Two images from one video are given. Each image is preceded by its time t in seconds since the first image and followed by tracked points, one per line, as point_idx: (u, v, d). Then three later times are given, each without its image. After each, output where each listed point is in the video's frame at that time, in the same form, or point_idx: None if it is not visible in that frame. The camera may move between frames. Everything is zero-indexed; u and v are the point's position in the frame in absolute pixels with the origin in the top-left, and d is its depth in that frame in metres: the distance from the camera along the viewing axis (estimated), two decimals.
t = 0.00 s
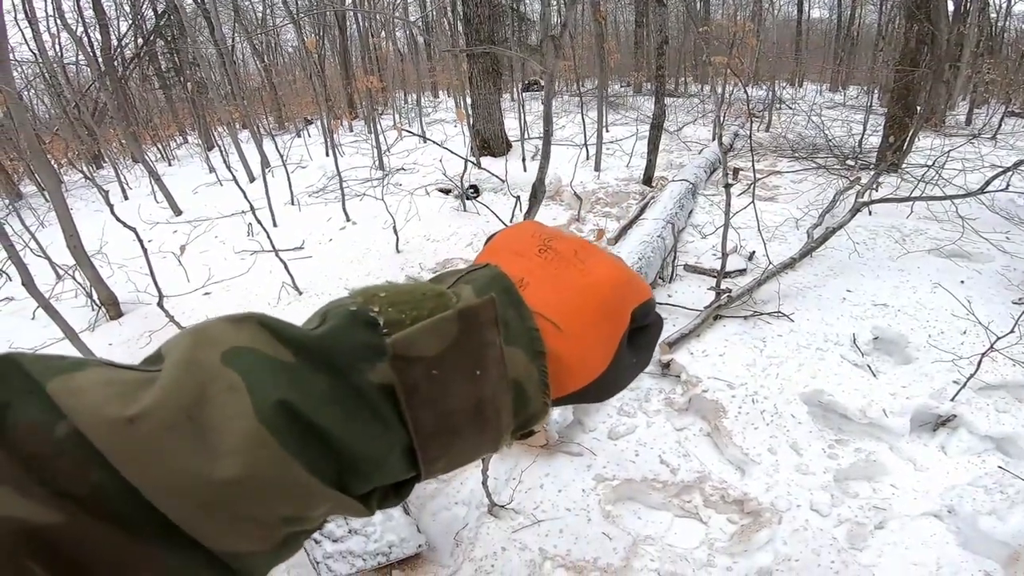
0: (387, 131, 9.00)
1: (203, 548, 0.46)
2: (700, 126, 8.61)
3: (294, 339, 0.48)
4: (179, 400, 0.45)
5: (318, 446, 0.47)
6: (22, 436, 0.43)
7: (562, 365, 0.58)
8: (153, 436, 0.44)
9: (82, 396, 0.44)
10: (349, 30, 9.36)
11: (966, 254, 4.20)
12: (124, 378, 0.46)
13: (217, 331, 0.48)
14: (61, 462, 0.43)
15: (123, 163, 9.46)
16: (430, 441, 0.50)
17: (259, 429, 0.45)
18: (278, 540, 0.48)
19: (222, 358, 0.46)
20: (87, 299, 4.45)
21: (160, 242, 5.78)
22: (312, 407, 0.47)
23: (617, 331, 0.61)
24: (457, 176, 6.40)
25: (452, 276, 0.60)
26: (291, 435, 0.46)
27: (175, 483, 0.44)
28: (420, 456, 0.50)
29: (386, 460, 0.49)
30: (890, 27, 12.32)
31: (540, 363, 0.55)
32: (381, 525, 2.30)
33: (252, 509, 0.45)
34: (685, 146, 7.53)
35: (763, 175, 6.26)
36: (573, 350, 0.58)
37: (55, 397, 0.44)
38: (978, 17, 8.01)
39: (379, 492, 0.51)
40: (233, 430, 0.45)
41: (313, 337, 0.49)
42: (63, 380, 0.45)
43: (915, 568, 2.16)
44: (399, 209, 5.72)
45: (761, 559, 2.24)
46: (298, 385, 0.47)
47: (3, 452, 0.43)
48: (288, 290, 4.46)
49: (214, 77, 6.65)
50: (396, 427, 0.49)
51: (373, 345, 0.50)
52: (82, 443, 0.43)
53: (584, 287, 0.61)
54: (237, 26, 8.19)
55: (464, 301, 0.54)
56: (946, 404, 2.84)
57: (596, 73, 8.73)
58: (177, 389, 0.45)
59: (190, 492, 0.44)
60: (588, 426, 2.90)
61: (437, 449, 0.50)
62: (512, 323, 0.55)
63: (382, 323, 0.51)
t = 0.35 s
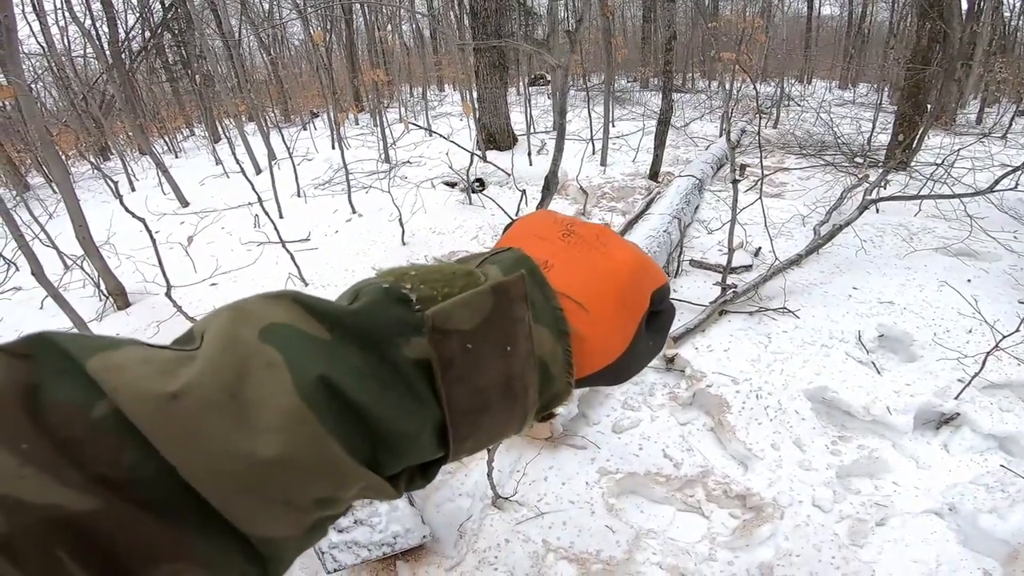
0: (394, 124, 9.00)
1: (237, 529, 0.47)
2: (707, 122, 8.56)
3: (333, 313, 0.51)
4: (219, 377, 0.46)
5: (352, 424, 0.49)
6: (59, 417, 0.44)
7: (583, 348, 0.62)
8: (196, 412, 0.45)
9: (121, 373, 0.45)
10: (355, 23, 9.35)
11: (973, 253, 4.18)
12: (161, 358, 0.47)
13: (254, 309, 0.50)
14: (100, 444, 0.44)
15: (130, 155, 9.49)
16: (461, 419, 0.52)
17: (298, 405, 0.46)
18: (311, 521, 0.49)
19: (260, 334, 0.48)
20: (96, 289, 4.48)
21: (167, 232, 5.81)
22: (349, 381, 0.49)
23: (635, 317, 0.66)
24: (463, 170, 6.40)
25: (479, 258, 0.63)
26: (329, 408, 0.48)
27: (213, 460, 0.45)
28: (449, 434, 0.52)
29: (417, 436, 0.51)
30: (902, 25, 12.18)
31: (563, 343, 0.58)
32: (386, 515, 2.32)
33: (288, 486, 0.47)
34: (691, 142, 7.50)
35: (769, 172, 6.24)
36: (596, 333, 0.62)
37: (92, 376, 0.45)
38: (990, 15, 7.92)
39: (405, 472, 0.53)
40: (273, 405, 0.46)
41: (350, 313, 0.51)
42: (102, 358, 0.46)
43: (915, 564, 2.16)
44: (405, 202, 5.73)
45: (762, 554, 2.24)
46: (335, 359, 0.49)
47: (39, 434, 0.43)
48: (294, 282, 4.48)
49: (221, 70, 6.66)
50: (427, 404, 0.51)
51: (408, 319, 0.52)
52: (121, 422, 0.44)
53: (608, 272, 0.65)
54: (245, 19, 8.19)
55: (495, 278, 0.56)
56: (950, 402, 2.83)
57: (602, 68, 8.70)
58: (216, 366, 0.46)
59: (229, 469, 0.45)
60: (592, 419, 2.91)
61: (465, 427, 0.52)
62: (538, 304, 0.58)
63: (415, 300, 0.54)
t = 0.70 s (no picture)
0: (395, 120, 8.99)
1: (227, 527, 0.47)
2: (708, 120, 8.55)
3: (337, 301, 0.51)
4: (208, 367, 0.46)
5: (348, 420, 0.49)
6: (44, 407, 0.45)
7: (601, 339, 0.62)
8: (187, 405, 0.45)
9: (105, 362, 0.46)
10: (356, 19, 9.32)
11: (975, 252, 4.18)
12: (153, 348, 0.48)
13: (252, 296, 0.50)
14: (83, 436, 0.45)
15: (131, 151, 9.48)
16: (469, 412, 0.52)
17: (290, 400, 0.46)
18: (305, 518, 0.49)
19: (254, 323, 0.48)
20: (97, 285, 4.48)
21: (169, 228, 5.80)
22: (350, 375, 0.49)
23: (659, 305, 0.66)
24: (464, 166, 6.40)
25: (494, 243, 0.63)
26: (326, 402, 0.48)
27: (203, 455, 0.45)
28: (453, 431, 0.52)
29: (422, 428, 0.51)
30: (905, 23, 12.13)
31: (580, 335, 0.58)
32: (387, 511, 2.33)
33: (280, 483, 0.47)
34: (693, 140, 7.49)
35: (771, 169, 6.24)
36: (616, 323, 0.62)
37: (78, 366, 0.46)
38: (994, 14, 7.90)
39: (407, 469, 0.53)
40: (267, 398, 0.46)
41: (350, 301, 0.51)
42: (88, 347, 0.47)
43: (913, 562, 2.17)
44: (406, 198, 5.73)
45: (761, 551, 2.25)
46: (335, 351, 0.49)
47: (22, 427, 0.44)
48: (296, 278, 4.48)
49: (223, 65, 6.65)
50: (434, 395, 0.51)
51: (412, 308, 0.53)
52: (103, 415, 0.45)
53: (630, 261, 0.65)
54: (246, 15, 8.16)
55: (506, 265, 0.56)
56: (949, 401, 2.84)
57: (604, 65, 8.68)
58: (209, 356, 0.46)
59: (218, 464, 0.45)
60: (592, 416, 2.92)
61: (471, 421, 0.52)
62: (555, 292, 0.58)
63: (421, 286, 0.54)
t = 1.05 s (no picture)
0: (395, 120, 8.99)
1: (235, 523, 0.48)
2: (708, 120, 8.56)
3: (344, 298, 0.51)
4: (216, 363, 0.47)
5: (355, 416, 0.49)
6: (58, 403, 0.45)
7: (603, 341, 0.62)
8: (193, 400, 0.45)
9: (116, 357, 0.46)
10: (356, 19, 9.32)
11: (973, 252, 4.19)
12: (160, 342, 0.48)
13: (260, 293, 0.50)
14: (97, 431, 0.45)
15: (131, 150, 9.48)
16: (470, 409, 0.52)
17: (298, 395, 0.47)
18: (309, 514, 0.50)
19: (262, 319, 0.49)
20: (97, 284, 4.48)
21: (169, 227, 5.81)
22: (356, 370, 0.49)
23: (659, 309, 0.66)
24: (464, 165, 6.41)
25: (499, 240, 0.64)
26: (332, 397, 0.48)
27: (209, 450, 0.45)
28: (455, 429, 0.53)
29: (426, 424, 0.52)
30: (905, 23, 12.14)
31: (583, 333, 0.58)
32: (387, 509, 2.34)
33: (288, 478, 0.48)
34: (692, 139, 7.50)
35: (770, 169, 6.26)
36: (620, 326, 0.63)
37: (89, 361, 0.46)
38: (994, 14, 7.90)
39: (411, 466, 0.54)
40: (275, 394, 0.47)
41: (357, 298, 0.52)
42: (98, 342, 0.47)
43: (911, 561, 2.17)
44: (406, 198, 5.74)
45: (760, 550, 2.26)
46: (342, 348, 0.49)
47: (37, 421, 0.44)
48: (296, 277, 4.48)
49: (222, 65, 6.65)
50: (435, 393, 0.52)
51: (418, 305, 0.53)
52: (115, 410, 0.45)
53: (633, 263, 0.65)
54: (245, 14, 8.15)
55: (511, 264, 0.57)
56: (947, 400, 2.84)
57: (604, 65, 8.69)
58: (217, 351, 0.47)
59: (225, 460, 0.46)
60: (592, 415, 2.92)
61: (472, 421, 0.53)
62: (559, 291, 0.59)
63: (427, 284, 0.54)
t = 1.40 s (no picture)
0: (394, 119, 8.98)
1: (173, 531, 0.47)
2: (706, 118, 8.57)
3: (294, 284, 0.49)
4: (137, 358, 0.46)
5: (302, 416, 0.48)
6: None
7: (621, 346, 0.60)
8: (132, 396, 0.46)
9: (39, 354, 0.48)
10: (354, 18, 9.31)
11: (973, 250, 4.19)
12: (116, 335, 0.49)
13: (196, 276, 0.49)
14: (19, 433, 0.46)
15: (129, 150, 9.46)
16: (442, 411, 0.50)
17: (216, 389, 0.45)
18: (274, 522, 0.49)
19: (193, 305, 0.47)
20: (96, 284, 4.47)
21: (168, 227, 5.80)
22: (282, 359, 0.47)
23: (692, 336, 0.61)
24: (463, 164, 6.40)
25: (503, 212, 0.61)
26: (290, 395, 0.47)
27: (138, 455, 0.45)
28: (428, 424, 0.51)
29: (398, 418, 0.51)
30: (904, 21, 12.15)
31: (594, 319, 0.57)
32: (387, 509, 2.33)
33: (216, 477, 0.46)
34: (691, 138, 7.51)
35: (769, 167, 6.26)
36: (642, 336, 0.60)
37: (15, 356, 0.47)
38: (992, 12, 7.91)
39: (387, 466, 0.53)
40: (194, 386, 0.45)
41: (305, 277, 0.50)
42: (29, 339, 0.49)
43: (911, 559, 2.17)
44: (405, 196, 5.73)
45: (761, 548, 2.26)
46: (285, 339, 0.48)
47: None
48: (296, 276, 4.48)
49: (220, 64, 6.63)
50: (399, 392, 0.50)
51: (373, 278, 0.51)
52: (37, 413, 0.46)
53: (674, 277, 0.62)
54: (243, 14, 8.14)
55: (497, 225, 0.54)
56: (947, 398, 2.85)
57: (603, 64, 8.69)
58: (145, 338, 0.47)
59: (162, 453, 0.46)
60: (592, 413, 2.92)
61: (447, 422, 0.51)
62: (560, 265, 0.58)
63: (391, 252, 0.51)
